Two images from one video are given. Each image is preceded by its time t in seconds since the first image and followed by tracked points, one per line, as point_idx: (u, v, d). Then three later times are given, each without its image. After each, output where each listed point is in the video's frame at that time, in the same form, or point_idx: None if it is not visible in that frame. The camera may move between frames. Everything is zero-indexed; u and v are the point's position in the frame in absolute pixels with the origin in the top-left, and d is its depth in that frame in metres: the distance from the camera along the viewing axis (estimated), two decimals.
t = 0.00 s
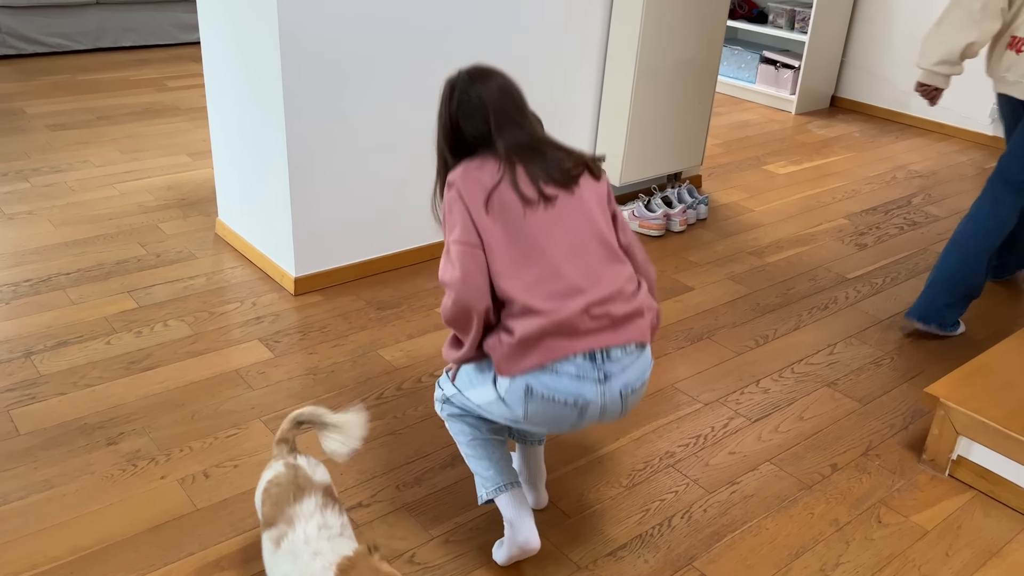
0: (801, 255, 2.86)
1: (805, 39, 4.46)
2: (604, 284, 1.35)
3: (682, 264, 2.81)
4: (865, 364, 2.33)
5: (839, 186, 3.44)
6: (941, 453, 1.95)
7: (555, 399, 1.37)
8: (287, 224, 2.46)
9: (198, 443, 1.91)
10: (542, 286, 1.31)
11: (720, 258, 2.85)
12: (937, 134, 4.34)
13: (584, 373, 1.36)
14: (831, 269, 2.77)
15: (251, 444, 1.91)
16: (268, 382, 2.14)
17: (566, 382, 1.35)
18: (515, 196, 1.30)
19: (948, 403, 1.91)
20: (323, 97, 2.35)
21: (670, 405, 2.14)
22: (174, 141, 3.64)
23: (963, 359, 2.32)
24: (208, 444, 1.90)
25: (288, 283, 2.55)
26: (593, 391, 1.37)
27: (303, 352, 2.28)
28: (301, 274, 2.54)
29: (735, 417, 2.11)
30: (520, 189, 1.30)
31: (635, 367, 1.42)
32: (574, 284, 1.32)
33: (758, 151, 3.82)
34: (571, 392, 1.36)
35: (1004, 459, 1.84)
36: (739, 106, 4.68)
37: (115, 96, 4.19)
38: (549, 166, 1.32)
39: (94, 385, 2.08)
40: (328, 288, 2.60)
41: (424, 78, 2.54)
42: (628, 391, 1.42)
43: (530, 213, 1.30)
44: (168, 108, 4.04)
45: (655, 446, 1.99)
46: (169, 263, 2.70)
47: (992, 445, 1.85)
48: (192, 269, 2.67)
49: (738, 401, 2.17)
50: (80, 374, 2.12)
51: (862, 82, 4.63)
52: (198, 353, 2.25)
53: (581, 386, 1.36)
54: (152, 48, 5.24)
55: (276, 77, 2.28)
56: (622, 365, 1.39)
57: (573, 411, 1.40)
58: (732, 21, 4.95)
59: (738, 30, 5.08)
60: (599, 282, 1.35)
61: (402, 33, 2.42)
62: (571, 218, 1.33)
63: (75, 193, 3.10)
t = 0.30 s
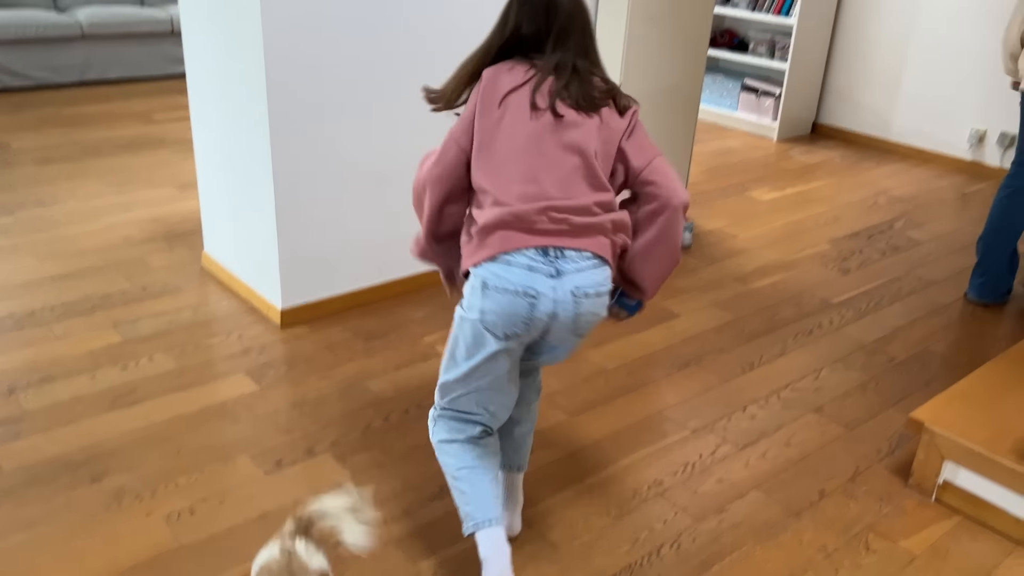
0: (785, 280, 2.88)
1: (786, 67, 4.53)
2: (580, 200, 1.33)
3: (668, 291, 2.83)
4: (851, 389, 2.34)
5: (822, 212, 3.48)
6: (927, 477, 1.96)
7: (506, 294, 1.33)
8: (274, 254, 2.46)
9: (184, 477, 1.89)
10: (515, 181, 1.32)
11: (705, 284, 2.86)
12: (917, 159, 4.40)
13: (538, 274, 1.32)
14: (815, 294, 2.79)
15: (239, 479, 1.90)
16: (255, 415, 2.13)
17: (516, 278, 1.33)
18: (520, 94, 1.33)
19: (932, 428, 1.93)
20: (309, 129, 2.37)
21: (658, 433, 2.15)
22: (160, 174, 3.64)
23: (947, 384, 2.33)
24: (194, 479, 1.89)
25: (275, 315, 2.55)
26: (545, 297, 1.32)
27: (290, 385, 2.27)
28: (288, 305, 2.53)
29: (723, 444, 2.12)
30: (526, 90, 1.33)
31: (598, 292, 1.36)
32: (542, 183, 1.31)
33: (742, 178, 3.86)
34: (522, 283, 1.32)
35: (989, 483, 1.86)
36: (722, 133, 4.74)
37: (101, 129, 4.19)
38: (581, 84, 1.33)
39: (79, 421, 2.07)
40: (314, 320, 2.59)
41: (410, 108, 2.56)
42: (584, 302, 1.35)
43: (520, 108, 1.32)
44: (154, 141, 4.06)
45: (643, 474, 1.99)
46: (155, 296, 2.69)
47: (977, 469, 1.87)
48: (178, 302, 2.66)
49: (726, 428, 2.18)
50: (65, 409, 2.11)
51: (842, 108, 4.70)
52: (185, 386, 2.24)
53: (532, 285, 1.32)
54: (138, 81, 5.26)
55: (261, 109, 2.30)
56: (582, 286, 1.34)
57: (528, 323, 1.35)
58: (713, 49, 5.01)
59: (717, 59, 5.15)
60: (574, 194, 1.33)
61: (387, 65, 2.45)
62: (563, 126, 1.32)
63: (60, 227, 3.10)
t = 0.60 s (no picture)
0: (743, 341, 2.93)
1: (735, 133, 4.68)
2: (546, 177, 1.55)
3: (628, 355, 2.85)
4: (812, 451, 2.35)
5: (775, 272, 3.55)
6: (889, 537, 1.97)
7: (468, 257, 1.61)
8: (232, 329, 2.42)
9: (138, 567, 1.84)
10: (490, 162, 1.56)
11: (664, 347, 2.89)
12: (865, 217, 4.57)
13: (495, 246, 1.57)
14: (772, 355, 2.84)
15: (195, 567, 1.85)
16: (213, 498, 2.09)
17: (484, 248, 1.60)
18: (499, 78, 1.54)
19: (891, 488, 1.95)
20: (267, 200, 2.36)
21: (623, 502, 2.14)
22: (116, 250, 3.61)
23: (904, 441, 2.37)
24: (149, 569, 1.83)
25: (233, 393, 2.49)
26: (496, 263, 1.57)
27: (250, 465, 2.23)
28: (247, 382, 2.48)
29: (688, 511, 2.11)
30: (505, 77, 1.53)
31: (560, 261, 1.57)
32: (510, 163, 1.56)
33: (697, 240, 3.94)
34: (480, 247, 1.59)
35: (949, 543, 1.89)
36: (677, 195, 4.85)
37: (56, 205, 4.15)
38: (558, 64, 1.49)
39: (29, 511, 2.01)
40: (274, 396, 2.53)
41: (369, 179, 2.56)
42: (529, 275, 1.56)
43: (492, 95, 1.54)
44: (110, 217, 4.03)
45: (609, 546, 1.97)
46: (111, 376, 2.64)
47: (937, 529, 1.89)
48: (135, 382, 2.62)
49: (691, 494, 2.18)
50: (14, 500, 2.04)
51: (791, 171, 4.86)
52: (141, 471, 2.19)
53: (489, 251, 1.58)
54: (94, 155, 5.23)
55: (218, 183, 2.29)
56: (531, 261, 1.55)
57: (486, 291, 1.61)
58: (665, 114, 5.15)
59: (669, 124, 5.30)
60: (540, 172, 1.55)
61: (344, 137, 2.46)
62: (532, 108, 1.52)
63: (12, 307, 3.04)
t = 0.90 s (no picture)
0: (691, 397, 2.97)
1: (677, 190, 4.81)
2: (507, 203, 1.89)
3: (580, 414, 2.85)
4: (762, 506, 2.35)
5: (722, 326, 3.65)
6: None
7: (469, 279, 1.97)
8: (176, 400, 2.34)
9: None
10: (479, 207, 1.93)
11: (615, 406, 2.91)
12: (805, 269, 4.73)
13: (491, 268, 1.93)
14: (720, 411, 2.87)
15: None
16: None
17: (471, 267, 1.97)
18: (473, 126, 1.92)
19: (840, 543, 1.96)
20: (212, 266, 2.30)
21: (578, 566, 2.06)
22: (56, 322, 3.52)
23: (852, 493, 2.39)
24: None
25: (178, 467, 2.40)
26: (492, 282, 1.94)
27: (194, 542, 2.13)
28: (191, 456, 2.38)
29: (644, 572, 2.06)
30: (484, 136, 1.90)
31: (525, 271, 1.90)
32: (480, 193, 1.92)
33: (644, 296, 4.01)
34: (475, 268, 1.95)
35: None
36: (624, 252, 4.95)
37: None
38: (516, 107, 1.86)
39: None
40: (221, 469, 2.44)
41: (317, 243, 2.52)
42: (518, 290, 1.91)
43: (467, 139, 1.92)
44: (50, 286, 3.94)
45: None
46: (49, 454, 2.55)
47: None
48: (74, 459, 2.53)
49: (646, 555, 2.13)
50: None
51: (731, 227, 5.03)
52: (79, 552, 2.08)
53: (483, 269, 1.94)
54: (33, 224, 5.14)
55: (161, 249, 2.23)
56: (519, 276, 1.90)
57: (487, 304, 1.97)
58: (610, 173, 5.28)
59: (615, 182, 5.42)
60: (503, 201, 1.90)
61: (292, 201, 2.43)
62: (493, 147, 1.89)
63: None
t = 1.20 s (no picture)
0: (643, 430, 2.99)
1: (626, 224, 4.88)
2: (509, 225, 2.28)
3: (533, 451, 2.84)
4: (715, 539, 2.36)
5: (671, 358, 3.70)
6: None
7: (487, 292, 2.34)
8: (119, 445, 2.26)
9: None
10: (488, 229, 2.33)
11: (568, 441, 2.91)
12: (752, 301, 4.83)
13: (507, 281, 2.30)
14: (671, 443, 2.90)
15: None
16: None
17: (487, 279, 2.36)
18: (478, 157, 2.31)
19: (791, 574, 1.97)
20: (157, 309, 2.24)
21: None
22: None
23: (802, 524, 2.42)
24: None
25: (120, 514, 2.31)
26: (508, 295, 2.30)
27: None
28: (135, 502, 2.31)
29: None
30: (487, 166, 2.28)
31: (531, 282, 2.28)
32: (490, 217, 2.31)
33: (595, 329, 4.05)
34: (492, 280, 2.34)
35: None
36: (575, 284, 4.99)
37: None
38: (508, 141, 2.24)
39: None
40: (165, 515, 2.37)
41: (267, 283, 2.48)
42: (531, 295, 2.28)
43: (477, 172, 2.32)
44: None
45: None
46: None
47: None
48: (10, 508, 2.43)
49: None
50: None
51: (679, 260, 5.11)
52: None
53: (499, 281, 2.32)
54: None
55: (103, 292, 2.15)
56: (532, 282, 2.28)
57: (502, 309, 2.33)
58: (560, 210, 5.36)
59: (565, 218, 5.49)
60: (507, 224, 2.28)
61: (240, 242, 2.38)
62: (495, 176, 2.27)
63: None
